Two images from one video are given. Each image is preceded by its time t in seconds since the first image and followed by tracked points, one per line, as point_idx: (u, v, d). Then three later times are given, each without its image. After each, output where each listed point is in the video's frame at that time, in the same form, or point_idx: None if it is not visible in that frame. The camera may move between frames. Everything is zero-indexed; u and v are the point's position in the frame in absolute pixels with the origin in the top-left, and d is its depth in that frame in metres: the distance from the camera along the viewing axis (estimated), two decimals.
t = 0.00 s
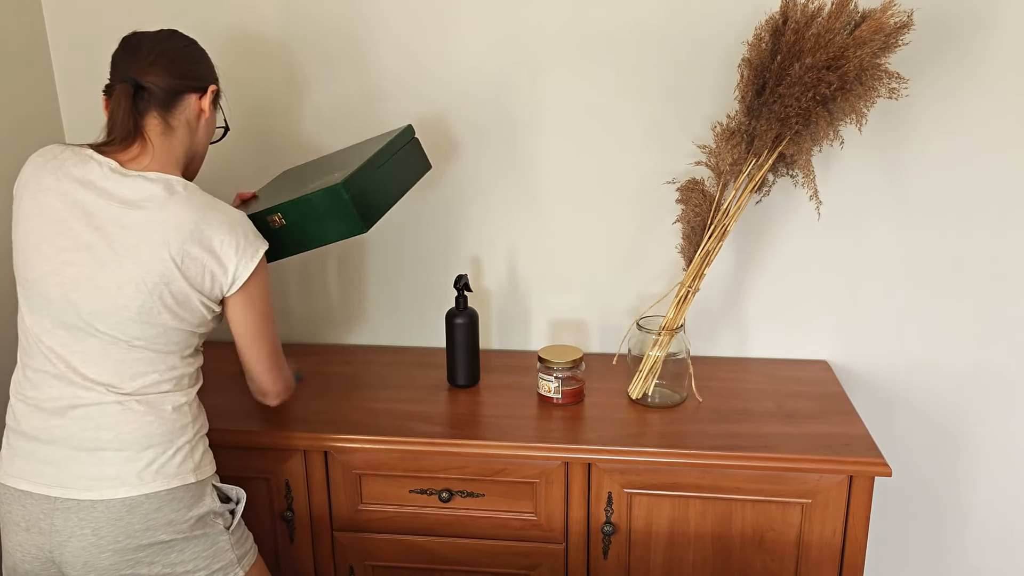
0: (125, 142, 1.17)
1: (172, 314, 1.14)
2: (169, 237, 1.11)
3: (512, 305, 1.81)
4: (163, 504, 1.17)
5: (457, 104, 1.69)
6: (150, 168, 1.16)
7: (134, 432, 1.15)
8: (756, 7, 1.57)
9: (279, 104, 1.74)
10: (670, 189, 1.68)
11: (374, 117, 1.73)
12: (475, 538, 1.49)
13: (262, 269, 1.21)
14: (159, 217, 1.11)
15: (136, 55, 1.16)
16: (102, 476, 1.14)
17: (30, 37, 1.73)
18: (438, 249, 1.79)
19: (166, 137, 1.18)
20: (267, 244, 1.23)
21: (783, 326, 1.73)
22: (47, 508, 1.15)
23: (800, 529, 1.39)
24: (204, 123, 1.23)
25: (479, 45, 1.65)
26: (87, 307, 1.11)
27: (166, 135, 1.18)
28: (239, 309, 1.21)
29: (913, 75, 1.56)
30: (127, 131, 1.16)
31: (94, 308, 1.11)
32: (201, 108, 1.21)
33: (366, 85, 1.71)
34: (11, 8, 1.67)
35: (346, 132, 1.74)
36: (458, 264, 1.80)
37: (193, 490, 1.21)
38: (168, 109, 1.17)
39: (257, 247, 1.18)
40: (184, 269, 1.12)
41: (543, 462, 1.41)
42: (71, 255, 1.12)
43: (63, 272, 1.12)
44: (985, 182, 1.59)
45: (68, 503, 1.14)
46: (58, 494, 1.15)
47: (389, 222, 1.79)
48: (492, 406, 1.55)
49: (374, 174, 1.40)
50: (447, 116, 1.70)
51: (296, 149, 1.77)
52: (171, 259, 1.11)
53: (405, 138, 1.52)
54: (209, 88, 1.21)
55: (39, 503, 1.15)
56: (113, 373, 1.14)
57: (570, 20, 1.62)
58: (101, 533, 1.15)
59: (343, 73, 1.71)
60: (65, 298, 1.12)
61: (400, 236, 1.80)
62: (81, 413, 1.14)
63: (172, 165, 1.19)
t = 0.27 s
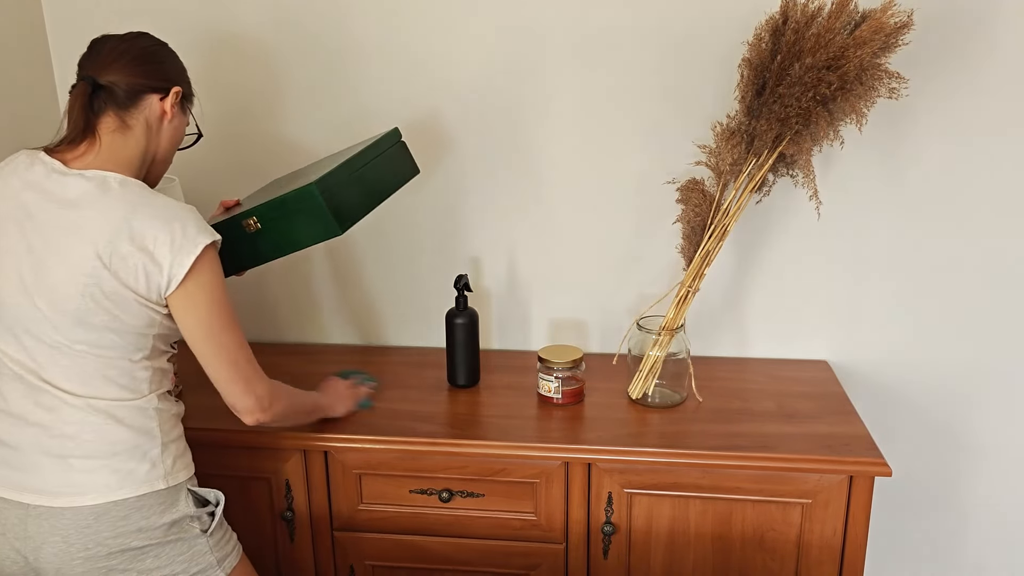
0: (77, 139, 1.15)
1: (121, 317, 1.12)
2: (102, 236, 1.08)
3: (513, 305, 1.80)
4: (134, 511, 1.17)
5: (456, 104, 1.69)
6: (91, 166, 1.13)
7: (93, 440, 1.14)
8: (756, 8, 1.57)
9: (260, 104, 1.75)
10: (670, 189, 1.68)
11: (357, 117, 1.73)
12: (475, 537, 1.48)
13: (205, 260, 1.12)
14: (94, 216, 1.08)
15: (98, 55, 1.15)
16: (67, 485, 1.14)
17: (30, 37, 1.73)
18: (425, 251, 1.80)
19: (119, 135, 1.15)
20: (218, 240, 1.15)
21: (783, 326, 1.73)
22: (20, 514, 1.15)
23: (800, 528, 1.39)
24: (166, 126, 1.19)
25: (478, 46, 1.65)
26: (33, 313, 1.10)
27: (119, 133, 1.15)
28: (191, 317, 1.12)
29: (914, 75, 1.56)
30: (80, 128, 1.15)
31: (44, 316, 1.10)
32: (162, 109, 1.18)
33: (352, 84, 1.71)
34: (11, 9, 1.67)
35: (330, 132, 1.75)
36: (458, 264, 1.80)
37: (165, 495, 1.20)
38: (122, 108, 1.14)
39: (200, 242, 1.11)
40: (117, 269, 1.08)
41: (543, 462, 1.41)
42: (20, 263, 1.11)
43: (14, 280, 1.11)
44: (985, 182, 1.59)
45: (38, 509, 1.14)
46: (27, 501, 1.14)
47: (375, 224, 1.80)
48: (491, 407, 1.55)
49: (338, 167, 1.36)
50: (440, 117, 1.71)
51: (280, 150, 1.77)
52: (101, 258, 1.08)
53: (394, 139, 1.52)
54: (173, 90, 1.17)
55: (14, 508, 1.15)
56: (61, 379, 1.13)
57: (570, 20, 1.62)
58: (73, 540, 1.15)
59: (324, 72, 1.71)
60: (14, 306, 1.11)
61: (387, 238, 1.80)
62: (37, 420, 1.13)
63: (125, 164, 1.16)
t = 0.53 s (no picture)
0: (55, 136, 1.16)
1: (72, 322, 1.10)
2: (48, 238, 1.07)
3: (513, 305, 1.81)
4: (100, 520, 1.16)
5: (456, 104, 1.69)
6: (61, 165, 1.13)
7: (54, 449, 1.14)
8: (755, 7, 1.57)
9: (257, 106, 1.75)
10: (670, 189, 1.68)
11: (354, 118, 1.73)
12: (475, 537, 1.49)
13: (149, 253, 1.07)
14: (45, 219, 1.08)
15: (86, 55, 1.15)
16: (33, 493, 1.15)
17: (29, 37, 1.73)
18: (423, 252, 1.80)
19: (96, 134, 1.15)
20: (168, 228, 1.09)
21: (783, 326, 1.73)
22: None
23: (800, 528, 1.39)
24: (148, 128, 1.18)
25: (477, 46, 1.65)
26: None
27: (95, 132, 1.15)
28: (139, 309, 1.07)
29: (914, 75, 1.56)
30: (61, 126, 1.15)
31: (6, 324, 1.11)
32: (144, 111, 1.17)
33: (349, 85, 1.71)
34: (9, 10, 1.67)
35: (326, 132, 1.75)
36: (458, 264, 1.80)
37: (136, 503, 1.19)
38: (101, 107, 1.14)
39: (141, 233, 1.06)
40: (60, 269, 1.07)
41: (543, 462, 1.41)
42: None
43: None
44: (986, 181, 1.59)
45: (12, 516, 1.16)
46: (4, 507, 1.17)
47: (372, 226, 1.79)
48: (491, 407, 1.55)
49: (322, 184, 1.31)
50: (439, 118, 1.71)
51: (276, 152, 1.78)
52: (46, 260, 1.07)
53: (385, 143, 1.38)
54: (156, 92, 1.16)
55: None
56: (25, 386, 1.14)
57: (569, 20, 1.61)
58: (44, 548, 1.16)
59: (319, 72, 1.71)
60: None
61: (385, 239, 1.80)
62: (8, 427, 1.15)
63: (101, 164, 1.16)
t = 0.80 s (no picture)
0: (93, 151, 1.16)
1: (113, 334, 1.12)
2: (111, 265, 1.08)
3: (514, 305, 1.80)
4: (108, 524, 1.16)
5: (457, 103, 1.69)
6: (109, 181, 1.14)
7: (74, 454, 1.14)
8: (755, 7, 1.57)
9: (266, 106, 1.75)
10: (670, 189, 1.68)
11: (359, 119, 1.73)
12: (475, 538, 1.48)
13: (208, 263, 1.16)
14: (103, 241, 1.08)
15: (114, 64, 1.15)
16: (45, 495, 1.14)
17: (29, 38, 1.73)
18: (431, 259, 1.80)
19: (136, 147, 1.17)
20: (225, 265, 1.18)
21: (784, 326, 1.73)
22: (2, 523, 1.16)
23: (800, 529, 1.39)
24: (181, 136, 1.20)
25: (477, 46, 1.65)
26: (19, 323, 1.10)
27: (135, 146, 1.17)
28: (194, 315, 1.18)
29: (914, 75, 1.56)
30: (97, 137, 1.15)
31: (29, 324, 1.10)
32: (178, 120, 1.19)
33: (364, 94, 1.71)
34: (9, 11, 1.67)
35: (335, 133, 1.75)
36: (458, 264, 1.79)
37: (142, 505, 1.19)
38: (140, 121, 1.16)
39: (209, 278, 1.15)
40: (126, 297, 1.10)
41: (543, 463, 1.41)
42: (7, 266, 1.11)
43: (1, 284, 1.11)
44: (986, 181, 1.59)
45: (17, 518, 1.15)
46: (7, 508, 1.16)
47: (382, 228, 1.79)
48: (491, 407, 1.55)
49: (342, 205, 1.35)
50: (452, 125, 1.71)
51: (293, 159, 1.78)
52: (109, 287, 1.08)
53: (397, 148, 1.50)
54: (189, 101, 1.18)
55: None
56: (54, 394, 1.13)
57: (569, 20, 1.61)
58: (47, 553, 1.15)
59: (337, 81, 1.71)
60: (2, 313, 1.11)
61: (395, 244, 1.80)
62: (24, 427, 1.13)
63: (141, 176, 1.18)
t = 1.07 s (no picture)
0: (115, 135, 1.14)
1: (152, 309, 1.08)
2: (135, 229, 1.05)
3: (514, 304, 1.81)
4: (165, 505, 1.16)
5: (459, 102, 1.69)
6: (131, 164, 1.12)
7: (125, 434, 1.13)
8: (755, 7, 1.57)
9: (278, 99, 1.74)
10: (670, 189, 1.68)
11: (371, 112, 1.72)
12: (476, 537, 1.49)
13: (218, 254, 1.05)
14: (130, 207, 1.06)
15: (134, 46, 1.12)
16: (104, 476, 1.14)
17: (30, 36, 1.73)
18: (439, 257, 1.80)
19: (157, 131, 1.14)
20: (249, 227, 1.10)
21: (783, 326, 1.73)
22: (59, 503, 1.16)
23: (799, 528, 1.39)
24: (203, 118, 1.18)
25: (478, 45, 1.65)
26: (67, 309, 1.10)
27: (156, 130, 1.14)
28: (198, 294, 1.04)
29: (913, 75, 1.56)
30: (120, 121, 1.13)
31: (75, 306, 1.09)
32: (199, 102, 1.16)
33: (379, 91, 1.71)
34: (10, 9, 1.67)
35: (347, 125, 1.74)
36: (459, 264, 1.80)
37: (198, 490, 1.19)
38: (161, 103, 1.13)
39: (224, 236, 1.06)
40: (150, 262, 1.05)
41: (543, 462, 1.41)
42: (54, 255, 1.10)
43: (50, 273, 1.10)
44: (986, 182, 1.59)
45: (75, 498, 1.15)
46: (67, 490, 1.15)
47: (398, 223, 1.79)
48: (491, 407, 1.55)
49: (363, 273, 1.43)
50: (462, 123, 1.70)
51: (307, 152, 1.77)
52: (136, 252, 1.05)
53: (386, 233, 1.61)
54: (210, 83, 1.15)
55: (52, 498, 1.17)
56: (99, 376, 1.12)
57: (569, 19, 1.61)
58: (106, 530, 1.15)
59: (354, 77, 1.70)
60: (51, 301, 1.11)
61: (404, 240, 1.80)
62: (77, 413, 1.14)
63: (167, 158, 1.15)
